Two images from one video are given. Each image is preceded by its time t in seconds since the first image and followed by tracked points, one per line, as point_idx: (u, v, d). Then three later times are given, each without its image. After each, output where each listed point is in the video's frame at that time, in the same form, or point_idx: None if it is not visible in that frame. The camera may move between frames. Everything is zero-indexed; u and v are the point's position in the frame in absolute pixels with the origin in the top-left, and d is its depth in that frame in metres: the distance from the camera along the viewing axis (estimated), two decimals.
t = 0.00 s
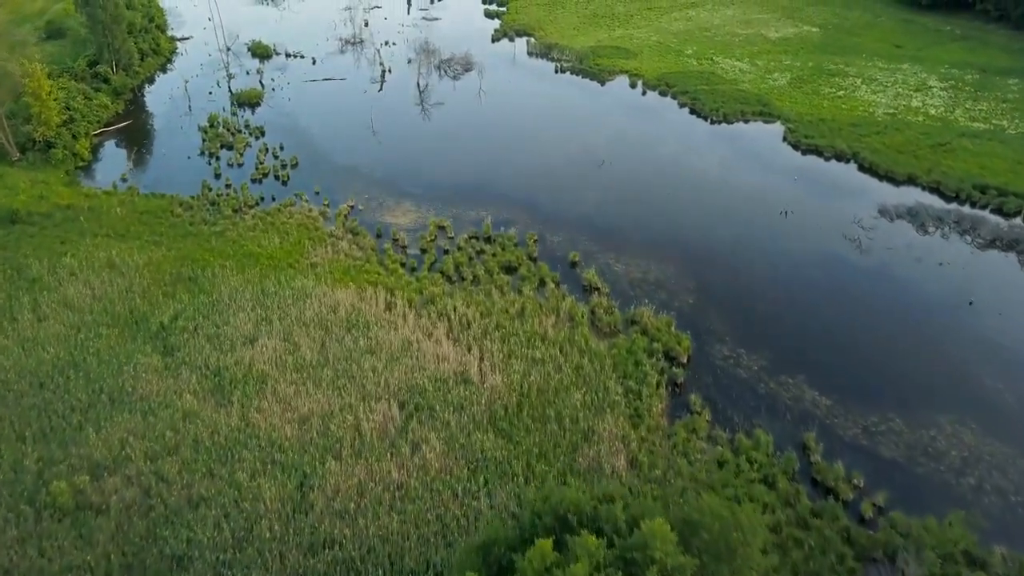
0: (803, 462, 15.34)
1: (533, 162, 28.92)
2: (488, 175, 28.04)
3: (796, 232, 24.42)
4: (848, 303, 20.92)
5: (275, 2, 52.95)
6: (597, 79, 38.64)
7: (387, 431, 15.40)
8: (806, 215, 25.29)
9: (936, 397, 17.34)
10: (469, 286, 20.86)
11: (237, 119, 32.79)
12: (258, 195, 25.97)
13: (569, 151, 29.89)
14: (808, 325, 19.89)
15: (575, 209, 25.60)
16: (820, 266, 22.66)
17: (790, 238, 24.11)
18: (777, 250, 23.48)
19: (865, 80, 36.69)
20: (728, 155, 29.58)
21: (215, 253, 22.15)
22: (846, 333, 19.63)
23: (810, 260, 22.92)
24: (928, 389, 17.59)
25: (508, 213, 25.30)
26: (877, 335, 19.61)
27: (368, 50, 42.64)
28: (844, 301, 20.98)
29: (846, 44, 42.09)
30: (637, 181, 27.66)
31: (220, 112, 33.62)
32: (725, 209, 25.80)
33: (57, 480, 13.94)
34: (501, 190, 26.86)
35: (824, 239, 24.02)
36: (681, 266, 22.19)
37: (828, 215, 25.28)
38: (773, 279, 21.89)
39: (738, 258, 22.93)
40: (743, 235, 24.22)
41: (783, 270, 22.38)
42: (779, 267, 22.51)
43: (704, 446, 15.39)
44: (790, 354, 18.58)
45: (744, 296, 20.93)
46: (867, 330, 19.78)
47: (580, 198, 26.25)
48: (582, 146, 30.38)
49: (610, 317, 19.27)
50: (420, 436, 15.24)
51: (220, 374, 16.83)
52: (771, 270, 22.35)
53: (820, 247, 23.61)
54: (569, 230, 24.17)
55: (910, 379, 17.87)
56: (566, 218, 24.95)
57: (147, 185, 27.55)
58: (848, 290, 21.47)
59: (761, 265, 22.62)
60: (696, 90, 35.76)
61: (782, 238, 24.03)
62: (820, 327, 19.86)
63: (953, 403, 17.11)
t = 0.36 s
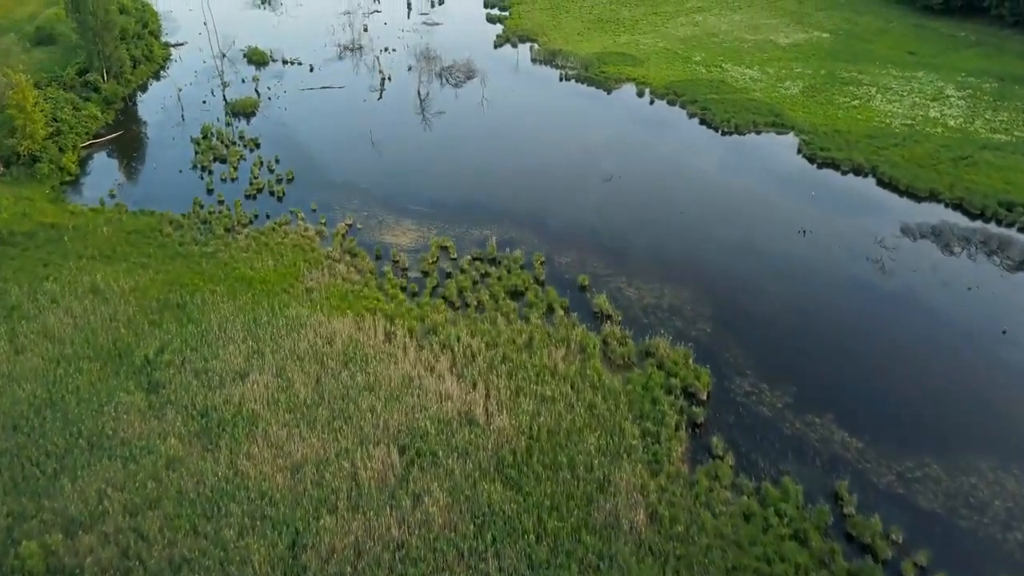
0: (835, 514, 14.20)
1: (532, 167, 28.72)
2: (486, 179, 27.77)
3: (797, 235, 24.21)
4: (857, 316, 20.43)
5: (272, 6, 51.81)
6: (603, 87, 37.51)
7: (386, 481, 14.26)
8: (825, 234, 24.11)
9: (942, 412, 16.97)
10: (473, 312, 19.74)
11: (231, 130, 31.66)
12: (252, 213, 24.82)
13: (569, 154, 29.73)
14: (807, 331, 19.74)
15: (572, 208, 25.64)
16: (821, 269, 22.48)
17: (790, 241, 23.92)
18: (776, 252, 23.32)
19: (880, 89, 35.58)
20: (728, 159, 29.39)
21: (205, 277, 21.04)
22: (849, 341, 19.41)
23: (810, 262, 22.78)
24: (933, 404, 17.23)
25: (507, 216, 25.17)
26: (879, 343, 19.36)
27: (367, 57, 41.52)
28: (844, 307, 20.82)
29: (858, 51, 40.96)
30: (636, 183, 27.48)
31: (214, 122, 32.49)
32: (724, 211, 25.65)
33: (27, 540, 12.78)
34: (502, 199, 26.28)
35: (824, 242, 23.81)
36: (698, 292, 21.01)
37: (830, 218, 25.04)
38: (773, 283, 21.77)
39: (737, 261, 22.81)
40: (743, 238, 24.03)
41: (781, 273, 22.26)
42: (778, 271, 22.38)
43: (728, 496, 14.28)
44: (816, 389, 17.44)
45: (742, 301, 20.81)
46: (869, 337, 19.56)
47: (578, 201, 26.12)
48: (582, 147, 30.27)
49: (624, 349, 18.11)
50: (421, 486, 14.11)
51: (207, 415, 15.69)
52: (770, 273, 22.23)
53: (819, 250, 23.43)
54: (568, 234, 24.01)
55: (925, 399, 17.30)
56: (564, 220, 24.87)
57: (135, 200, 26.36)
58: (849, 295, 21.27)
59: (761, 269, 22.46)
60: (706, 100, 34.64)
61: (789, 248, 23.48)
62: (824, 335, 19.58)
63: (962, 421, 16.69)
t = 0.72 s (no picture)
0: None
1: (534, 171, 28.47)
2: (488, 184, 27.48)
3: (807, 244, 23.64)
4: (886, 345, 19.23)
5: (269, 11, 50.67)
6: (610, 95, 36.35)
7: (387, 540, 13.09)
8: (849, 258, 22.92)
9: (955, 431, 16.47)
10: (478, 343, 18.58)
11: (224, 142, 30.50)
12: (245, 232, 23.66)
13: (570, 155, 29.61)
14: (813, 340, 19.39)
15: (574, 218, 25.08)
16: (824, 272, 22.32)
17: (792, 243, 23.76)
18: (779, 254, 23.17)
19: (896, 99, 34.45)
20: (731, 162, 29.14)
21: (194, 303, 19.89)
22: (860, 355, 18.85)
23: (813, 265, 22.63)
24: (947, 422, 16.72)
25: (508, 217, 25.11)
26: (885, 350, 19.03)
27: (366, 63, 40.38)
28: (847, 310, 20.66)
29: (872, 58, 39.78)
30: (638, 186, 27.24)
31: (207, 134, 31.31)
32: (726, 212, 25.53)
33: None
34: (506, 216, 25.17)
35: (828, 244, 23.64)
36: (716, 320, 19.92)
37: (835, 224, 24.72)
38: (775, 285, 21.64)
39: (738, 263, 22.68)
40: (756, 254, 23.15)
41: (783, 275, 22.16)
42: (779, 271, 22.30)
43: (759, 556, 13.15)
44: (847, 431, 16.26)
45: (744, 304, 20.67)
46: (875, 343, 19.27)
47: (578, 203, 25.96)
48: (584, 150, 29.95)
49: (641, 385, 16.94)
50: (425, 546, 12.95)
51: (192, 465, 14.51)
52: (771, 274, 22.15)
53: (823, 253, 23.20)
54: (568, 237, 23.86)
55: (949, 430, 16.47)
56: (564, 225, 24.56)
57: (122, 217, 25.14)
58: (869, 316, 20.35)
59: (762, 271, 22.33)
60: (717, 110, 33.48)
61: (810, 272, 22.30)
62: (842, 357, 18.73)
63: (975, 439, 16.22)
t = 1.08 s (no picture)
0: None
1: (535, 179, 27.75)
2: (488, 195, 26.68)
3: (826, 263, 22.45)
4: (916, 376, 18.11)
5: (266, 14, 49.61)
6: (617, 103, 35.29)
7: None
8: (872, 278, 21.73)
9: (994, 476, 15.43)
10: (484, 375, 17.51)
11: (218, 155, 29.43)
12: (239, 252, 22.60)
13: (571, 158, 29.22)
14: (830, 362, 18.46)
15: (579, 230, 24.13)
16: (829, 276, 21.88)
17: (797, 249, 23.24)
18: (781, 258, 22.76)
19: (913, 108, 33.41)
20: (736, 169, 28.59)
21: (183, 330, 18.81)
22: (881, 381, 17.91)
23: (817, 270, 22.19)
24: (977, 458, 15.84)
25: (508, 223, 24.57)
26: (905, 371, 18.22)
27: (366, 70, 39.33)
28: (852, 315, 20.22)
29: (886, 64, 38.73)
30: (642, 192, 26.59)
31: (200, 145, 30.24)
32: (728, 216, 25.14)
33: None
34: (511, 232, 24.13)
35: (837, 254, 23.00)
36: (738, 349, 18.66)
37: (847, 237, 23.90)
38: (778, 288, 21.24)
39: (744, 269, 22.12)
40: (774, 273, 21.91)
41: (784, 275, 21.79)
42: (782, 273, 21.94)
43: None
44: (879, 476, 15.24)
45: (747, 309, 20.20)
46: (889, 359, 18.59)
47: (581, 212, 25.22)
48: (587, 156, 29.31)
49: (658, 424, 15.88)
50: None
51: (177, 517, 13.43)
52: (774, 275, 21.82)
53: (833, 263, 22.54)
54: (573, 250, 22.88)
55: (984, 470, 15.51)
56: (569, 239, 23.60)
57: (109, 234, 24.03)
58: (897, 343, 19.22)
59: (769, 275, 21.81)
60: (728, 121, 32.42)
61: (833, 292, 21.09)
62: (869, 390, 17.61)
63: (1015, 485, 15.21)
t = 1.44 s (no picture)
0: None
1: (542, 197, 26.65)
2: (493, 214, 25.49)
3: (850, 291, 21.38)
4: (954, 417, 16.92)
5: (263, 19, 48.47)
6: (625, 113, 34.10)
7: None
8: (900, 308, 20.60)
9: None
10: (492, 415, 16.31)
11: (211, 169, 28.24)
12: (230, 275, 21.39)
13: (578, 174, 28.25)
14: (861, 400, 17.31)
15: (589, 254, 22.94)
16: (833, 284, 21.81)
17: (808, 264, 22.83)
18: (786, 268, 22.65)
19: (932, 118, 32.25)
20: (750, 185, 27.53)
21: (169, 365, 17.61)
22: (916, 423, 16.77)
23: (822, 280, 22.04)
24: None
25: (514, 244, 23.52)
26: (940, 413, 17.06)
27: (366, 78, 38.17)
28: (859, 324, 20.00)
29: (901, 72, 37.58)
30: (654, 212, 25.49)
31: (193, 159, 29.05)
32: (735, 227, 24.75)
33: None
34: (517, 253, 23.00)
35: (859, 278, 22.03)
36: (763, 390, 17.44)
37: (869, 262, 22.84)
38: (777, 290, 21.46)
39: (760, 294, 21.22)
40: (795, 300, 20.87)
41: (778, 273, 22.37)
42: (780, 273, 22.31)
43: None
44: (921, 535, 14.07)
45: (755, 325, 19.83)
46: (920, 396, 17.55)
47: (591, 234, 24.09)
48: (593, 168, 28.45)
49: (681, 474, 14.67)
50: None
51: None
52: (771, 275, 22.18)
53: (855, 288, 21.53)
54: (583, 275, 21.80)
55: None
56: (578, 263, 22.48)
57: (94, 256, 22.81)
58: (930, 379, 18.07)
59: (789, 303, 20.80)
60: (741, 132, 31.22)
61: (859, 322, 19.98)
62: (905, 434, 16.42)
63: None
